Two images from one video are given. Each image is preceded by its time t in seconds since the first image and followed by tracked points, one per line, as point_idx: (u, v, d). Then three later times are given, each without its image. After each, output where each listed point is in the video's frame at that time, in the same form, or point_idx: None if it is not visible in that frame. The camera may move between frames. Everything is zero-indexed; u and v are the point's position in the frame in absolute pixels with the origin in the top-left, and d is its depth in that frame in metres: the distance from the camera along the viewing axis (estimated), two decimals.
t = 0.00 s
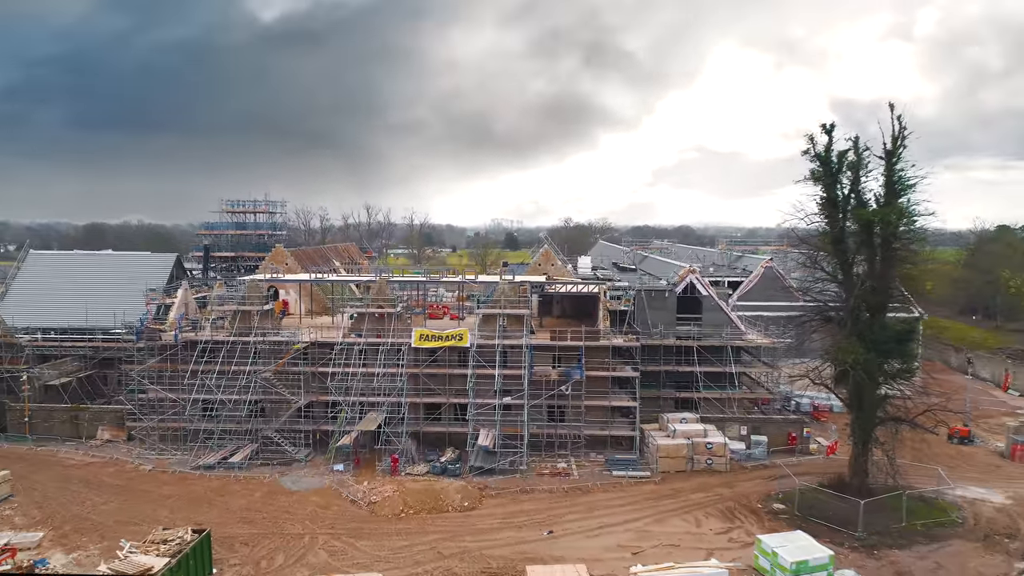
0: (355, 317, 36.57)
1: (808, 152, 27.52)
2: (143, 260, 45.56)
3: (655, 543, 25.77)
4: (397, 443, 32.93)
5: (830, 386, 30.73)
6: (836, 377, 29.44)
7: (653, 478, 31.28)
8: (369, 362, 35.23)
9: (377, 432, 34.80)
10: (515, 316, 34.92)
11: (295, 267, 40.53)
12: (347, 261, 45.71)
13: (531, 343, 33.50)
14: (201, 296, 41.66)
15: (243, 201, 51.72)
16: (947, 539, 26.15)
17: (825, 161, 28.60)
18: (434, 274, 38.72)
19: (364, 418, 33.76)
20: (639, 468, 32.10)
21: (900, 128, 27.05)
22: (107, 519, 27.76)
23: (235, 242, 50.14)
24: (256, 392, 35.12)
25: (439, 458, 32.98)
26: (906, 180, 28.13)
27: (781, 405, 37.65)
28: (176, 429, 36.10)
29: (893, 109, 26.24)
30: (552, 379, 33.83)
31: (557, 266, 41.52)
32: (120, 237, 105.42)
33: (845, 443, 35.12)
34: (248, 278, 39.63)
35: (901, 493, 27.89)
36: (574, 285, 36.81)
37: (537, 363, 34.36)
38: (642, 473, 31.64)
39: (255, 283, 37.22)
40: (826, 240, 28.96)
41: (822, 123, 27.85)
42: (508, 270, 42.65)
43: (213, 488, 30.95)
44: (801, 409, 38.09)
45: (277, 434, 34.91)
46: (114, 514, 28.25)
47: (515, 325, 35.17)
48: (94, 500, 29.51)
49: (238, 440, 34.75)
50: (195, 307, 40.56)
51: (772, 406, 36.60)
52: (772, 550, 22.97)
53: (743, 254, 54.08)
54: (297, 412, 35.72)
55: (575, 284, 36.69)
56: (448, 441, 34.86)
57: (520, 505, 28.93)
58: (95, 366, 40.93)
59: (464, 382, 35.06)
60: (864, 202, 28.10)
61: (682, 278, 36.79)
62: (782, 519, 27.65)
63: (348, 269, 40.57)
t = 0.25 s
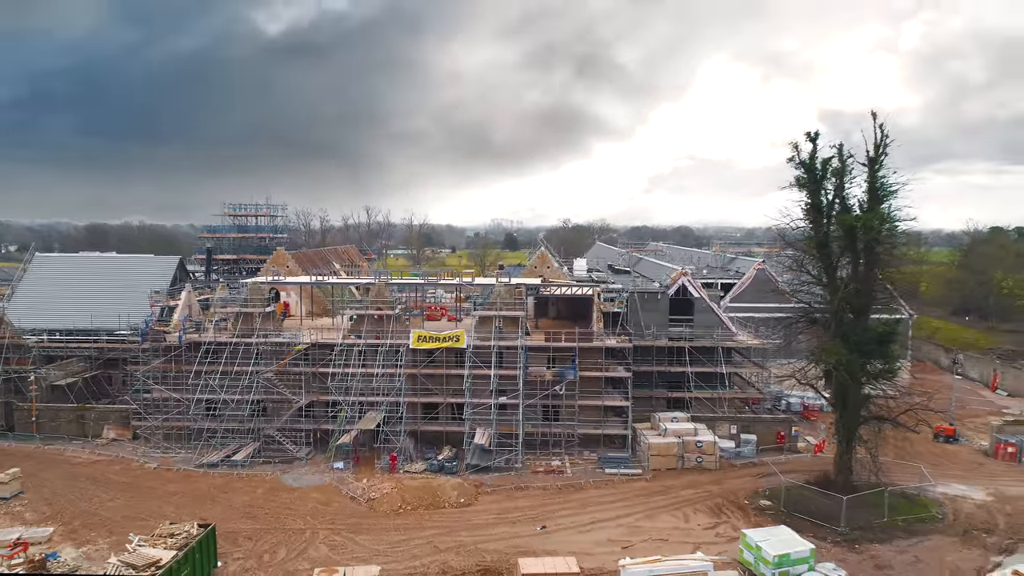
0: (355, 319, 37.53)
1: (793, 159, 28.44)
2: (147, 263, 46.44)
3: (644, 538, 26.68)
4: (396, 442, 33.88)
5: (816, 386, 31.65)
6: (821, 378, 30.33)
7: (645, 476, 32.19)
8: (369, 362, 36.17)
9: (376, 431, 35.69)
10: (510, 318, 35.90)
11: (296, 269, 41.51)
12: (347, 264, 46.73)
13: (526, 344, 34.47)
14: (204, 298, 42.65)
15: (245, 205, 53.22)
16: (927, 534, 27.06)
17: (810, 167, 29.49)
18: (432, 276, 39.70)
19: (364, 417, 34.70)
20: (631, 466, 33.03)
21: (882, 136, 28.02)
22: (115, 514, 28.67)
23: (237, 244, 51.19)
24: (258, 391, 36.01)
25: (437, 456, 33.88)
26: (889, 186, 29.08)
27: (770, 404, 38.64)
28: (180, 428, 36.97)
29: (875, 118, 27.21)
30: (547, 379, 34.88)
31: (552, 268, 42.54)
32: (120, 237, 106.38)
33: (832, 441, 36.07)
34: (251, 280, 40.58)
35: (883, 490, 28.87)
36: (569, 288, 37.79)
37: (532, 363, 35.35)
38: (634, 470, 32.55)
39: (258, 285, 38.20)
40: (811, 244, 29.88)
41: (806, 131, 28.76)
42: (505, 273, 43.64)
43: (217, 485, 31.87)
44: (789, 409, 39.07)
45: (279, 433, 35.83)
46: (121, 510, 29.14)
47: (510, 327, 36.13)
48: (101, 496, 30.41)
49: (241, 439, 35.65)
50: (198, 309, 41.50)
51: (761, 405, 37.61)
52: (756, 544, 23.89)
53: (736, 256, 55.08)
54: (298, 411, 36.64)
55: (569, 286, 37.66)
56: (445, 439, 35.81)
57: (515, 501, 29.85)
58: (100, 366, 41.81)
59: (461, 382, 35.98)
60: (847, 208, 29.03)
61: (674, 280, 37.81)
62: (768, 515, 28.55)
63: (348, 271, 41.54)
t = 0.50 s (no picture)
0: (355, 320, 38.51)
1: (779, 166, 29.36)
2: (151, 265, 47.36)
3: (634, 533, 27.61)
4: (395, 441, 34.81)
5: (803, 386, 32.59)
6: (808, 378, 31.25)
7: (637, 473, 33.12)
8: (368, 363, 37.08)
9: (375, 430, 36.58)
10: (507, 320, 36.91)
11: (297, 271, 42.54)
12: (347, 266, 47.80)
13: (521, 345, 35.43)
14: (207, 300, 43.65)
15: (247, 208, 54.26)
16: (908, 529, 27.97)
17: (796, 174, 30.41)
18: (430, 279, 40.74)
19: (364, 417, 35.61)
20: (623, 464, 33.96)
21: (866, 144, 28.95)
22: (122, 511, 29.59)
23: (241, 247, 52.54)
24: (261, 391, 36.95)
25: (435, 455, 34.80)
26: (872, 192, 30.03)
27: (760, 404, 39.61)
28: (184, 427, 37.86)
29: (860, 127, 28.10)
30: (542, 380, 35.90)
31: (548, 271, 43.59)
32: (121, 237, 107.31)
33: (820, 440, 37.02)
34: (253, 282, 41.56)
35: (866, 487, 29.90)
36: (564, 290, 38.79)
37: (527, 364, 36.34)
38: (626, 468, 33.47)
39: (260, 288, 39.16)
40: (796, 247, 30.79)
41: (792, 139, 29.68)
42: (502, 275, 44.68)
43: (221, 482, 32.78)
44: (779, 409, 40.03)
45: (281, 432, 36.74)
46: (128, 506, 30.07)
47: (507, 328, 37.12)
48: (109, 493, 31.33)
49: (244, 438, 36.54)
50: (201, 311, 42.46)
51: (752, 405, 38.59)
52: (741, 538, 24.82)
53: (731, 258, 56.02)
54: (299, 410, 37.56)
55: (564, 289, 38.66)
56: (443, 438, 36.75)
57: (510, 497, 30.77)
58: (105, 367, 42.70)
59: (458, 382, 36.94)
60: (832, 213, 29.95)
61: (666, 282, 38.83)
62: (755, 511, 29.47)
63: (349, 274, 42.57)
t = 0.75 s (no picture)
0: (355, 322, 39.45)
1: (766, 173, 30.27)
2: (155, 267, 48.26)
3: (625, 528, 28.53)
4: (394, 439, 35.74)
5: (790, 386, 33.51)
6: (795, 379, 32.17)
7: (629, 471, 34.05)
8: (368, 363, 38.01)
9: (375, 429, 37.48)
10: (503, 322, 37.89)
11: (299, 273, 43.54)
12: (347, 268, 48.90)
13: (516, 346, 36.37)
14: (210, 302, 44.80)
15: (249, 210, 55.27)
16: (891, 524, 28.88)
17: (782, 180, 31.32)
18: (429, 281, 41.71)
19: (363, 416, 36.55)
20: (616, 462, 34.87)
21: (851, 152, 29.87)
22: (129, 507, 30.54)
23: (244, 249, 54.22)
24: (263, 391, 37.90)
25: (433, 453, 35.73)
26: (856, 198, 30.95)
27: (751, 403, 40.55)
28: (188, 426, 38.78)
29: (845, 135, 29.00)
30: (537, 380, 36.85)
31: (544, 273, 44.58)
32: (123, 238, 108.39)
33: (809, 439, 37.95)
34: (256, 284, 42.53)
35: (850, 485, 30.85)
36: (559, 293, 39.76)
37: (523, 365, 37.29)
38: (619, 466, 34.40)
39: (263, 291, 40.12)
40: (782, 250, 31.69)
41: (779, 147, 30.59)
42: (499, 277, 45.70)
43: (225, 479, 33.71)
44: (769, 408, 40.97)
45: (283, 430, 37.67)
46: (135, 502, 31.02)
47: (503, 330, 38.09)
48: (116, 490, 32.29)
49: (246, 437, 37.46)
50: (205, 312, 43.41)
51: (743, 405, 39.54)
52: (726, 533, 25.75)
53: (725, 260, 56.93)
54: (300, 410, 38.48)
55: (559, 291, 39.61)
56: (441, 437, 37.68)
57: (505, 494, 31.70)
58: (110, 367, 43.61)
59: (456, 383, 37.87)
60: (818, 219, 30.86)
61: (659, 285, 39.81)
62: (743, 507, 30.40)
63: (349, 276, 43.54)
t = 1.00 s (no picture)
0: (355, 324, 40.40)
1: (754, 180, 31.22)
2: (158, 269, 49.19)
3: (617, 523, 29.48)
4: (393, 438, 36.68)
5: (778, 386, 34.44)
6: (782, 379, 33.10)
7: (622, 469, 34.99)
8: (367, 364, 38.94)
9: (375, 428, 38.41)
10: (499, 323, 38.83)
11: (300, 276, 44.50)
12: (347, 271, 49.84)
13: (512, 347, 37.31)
14: (213, 304, 45.76)
15: (251, 214, 56.32)
16: (874, 520, 29.82)
17: (770, 187, 32.26)
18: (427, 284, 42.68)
19: (363, 415, 37.48)
20: (610, 460, 35.80)
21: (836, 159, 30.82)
22: (136, 503, 31.48)
23: (246, 251, 54.83)
24: (265, 391, 38.83)
25: (431, 451, 36.69)
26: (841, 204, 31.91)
27: (743, 403, 41.49)
28: (192, 425, 39.70)
29: (830, 143, 29.94)
30: (533, 380, 37.79)
31: (540, 276, 45.55)
32: (124, 238, 109.25)
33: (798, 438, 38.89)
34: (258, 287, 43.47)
35: (836, 482, 31.82)
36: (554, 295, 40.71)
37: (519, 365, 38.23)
38: (612, 464, 35.34)
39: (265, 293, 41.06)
40: (770, 254, 32.63)
41: (766, 154, 31.53)
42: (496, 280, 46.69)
43: (228, 477, 34.65)
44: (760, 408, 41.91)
45: (284, 429, 38.60)
46: (142, 499, 31.96)
47: (499, 331, 39.02)
48: (123, 487, 33.23)
49: (249, 435, 38.40)
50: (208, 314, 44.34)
51: (734, 404, 40.48)
52: (714, 527, 26.69)
53: (719, 261, 57.90)
54: (302, 409, 39.42)
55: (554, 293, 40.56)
56: (439, 435, 38.62)
57: (501, 491, 32.64)
58: (115, 367, 44.53)
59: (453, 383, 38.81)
60: (804, 224, 31.80)
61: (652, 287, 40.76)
62: (731, 503, 31.34)
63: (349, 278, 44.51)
